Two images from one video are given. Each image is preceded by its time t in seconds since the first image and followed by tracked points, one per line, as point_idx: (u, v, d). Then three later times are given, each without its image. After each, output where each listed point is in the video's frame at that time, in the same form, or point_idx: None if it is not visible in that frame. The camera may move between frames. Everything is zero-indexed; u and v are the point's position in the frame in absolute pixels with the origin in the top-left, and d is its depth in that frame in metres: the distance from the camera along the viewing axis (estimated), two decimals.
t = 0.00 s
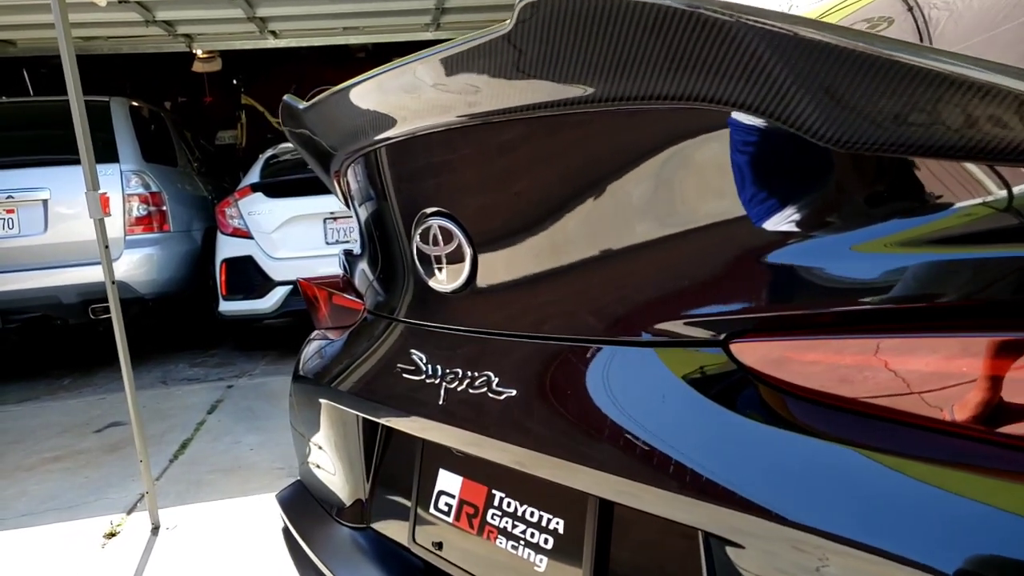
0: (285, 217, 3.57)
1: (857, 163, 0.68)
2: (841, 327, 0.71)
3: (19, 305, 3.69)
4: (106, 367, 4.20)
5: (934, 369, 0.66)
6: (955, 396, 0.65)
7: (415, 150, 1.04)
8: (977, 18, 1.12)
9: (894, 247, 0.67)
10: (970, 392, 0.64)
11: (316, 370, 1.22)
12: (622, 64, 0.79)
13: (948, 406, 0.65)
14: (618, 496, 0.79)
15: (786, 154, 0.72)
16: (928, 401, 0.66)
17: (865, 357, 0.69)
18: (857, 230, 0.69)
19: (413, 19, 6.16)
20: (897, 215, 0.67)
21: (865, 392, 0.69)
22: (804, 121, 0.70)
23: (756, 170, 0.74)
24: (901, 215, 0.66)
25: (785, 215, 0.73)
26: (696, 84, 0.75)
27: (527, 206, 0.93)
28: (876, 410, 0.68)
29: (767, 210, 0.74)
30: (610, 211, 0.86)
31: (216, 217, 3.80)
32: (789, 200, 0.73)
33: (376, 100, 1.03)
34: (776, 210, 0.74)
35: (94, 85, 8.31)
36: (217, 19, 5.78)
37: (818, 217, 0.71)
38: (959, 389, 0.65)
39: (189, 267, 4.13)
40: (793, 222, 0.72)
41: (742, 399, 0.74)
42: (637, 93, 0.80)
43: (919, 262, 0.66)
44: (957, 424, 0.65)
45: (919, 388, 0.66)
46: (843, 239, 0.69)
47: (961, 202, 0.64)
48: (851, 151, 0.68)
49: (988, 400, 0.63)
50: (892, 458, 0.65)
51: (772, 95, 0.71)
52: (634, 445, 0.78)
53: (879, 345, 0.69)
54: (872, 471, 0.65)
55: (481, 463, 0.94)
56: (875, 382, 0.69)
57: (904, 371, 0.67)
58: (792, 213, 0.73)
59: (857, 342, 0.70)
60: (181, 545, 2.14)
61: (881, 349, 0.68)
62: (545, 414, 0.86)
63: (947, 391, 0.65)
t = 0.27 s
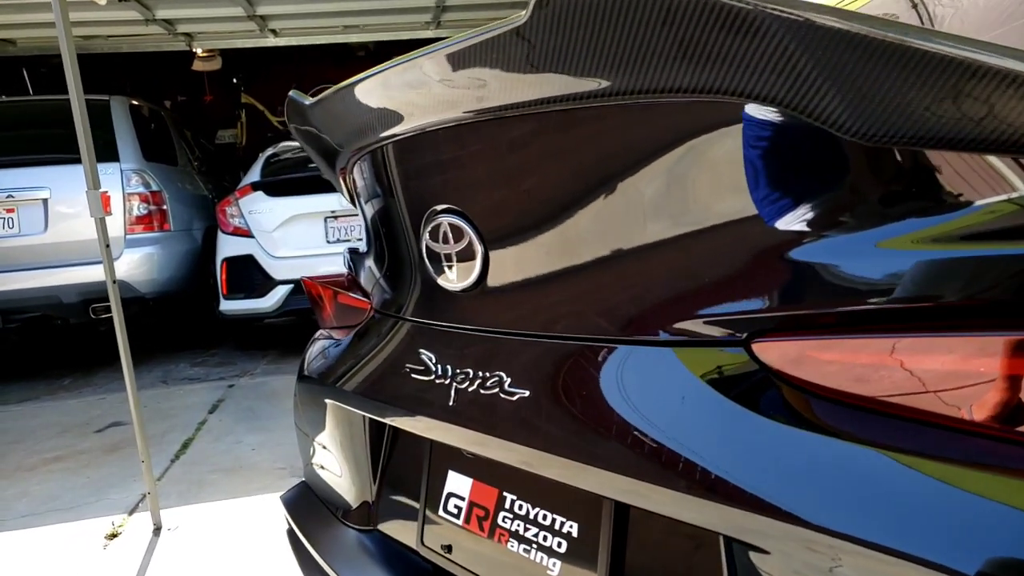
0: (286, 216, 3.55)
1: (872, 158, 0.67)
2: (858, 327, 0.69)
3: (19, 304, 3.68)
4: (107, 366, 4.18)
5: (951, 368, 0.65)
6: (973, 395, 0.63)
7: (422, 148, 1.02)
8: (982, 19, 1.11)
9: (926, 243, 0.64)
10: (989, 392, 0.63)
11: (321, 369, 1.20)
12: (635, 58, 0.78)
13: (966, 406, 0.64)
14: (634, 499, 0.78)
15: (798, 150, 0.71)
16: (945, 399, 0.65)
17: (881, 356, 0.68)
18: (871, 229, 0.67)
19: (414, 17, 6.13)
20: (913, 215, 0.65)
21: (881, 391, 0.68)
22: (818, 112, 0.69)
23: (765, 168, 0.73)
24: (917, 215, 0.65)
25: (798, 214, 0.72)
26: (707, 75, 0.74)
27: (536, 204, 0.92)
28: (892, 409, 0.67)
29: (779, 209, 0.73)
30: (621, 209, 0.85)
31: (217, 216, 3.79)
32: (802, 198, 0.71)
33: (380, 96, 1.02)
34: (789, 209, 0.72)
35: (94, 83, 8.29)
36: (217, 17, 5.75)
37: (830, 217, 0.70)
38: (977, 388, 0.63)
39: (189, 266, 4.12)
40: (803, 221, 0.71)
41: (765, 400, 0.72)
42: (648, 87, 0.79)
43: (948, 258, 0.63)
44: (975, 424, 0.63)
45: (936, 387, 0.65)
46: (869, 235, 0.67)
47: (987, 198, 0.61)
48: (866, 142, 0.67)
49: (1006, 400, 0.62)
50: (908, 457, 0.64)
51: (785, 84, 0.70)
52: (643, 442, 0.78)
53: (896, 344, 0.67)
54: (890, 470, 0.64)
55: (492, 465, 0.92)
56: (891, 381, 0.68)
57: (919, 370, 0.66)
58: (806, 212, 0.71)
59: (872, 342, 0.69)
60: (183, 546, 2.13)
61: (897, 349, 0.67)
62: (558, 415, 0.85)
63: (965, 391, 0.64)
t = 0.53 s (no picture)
0: (287, 215, 3.54)
1: (883, 159, 0.66)
2: (878, 327, 0.68)
3: (19, 304, 3.66)
4: (107, 366, 4.16)
5: (968, 368, 0.64)
6: (993, 394, 0.62)
7: (431, 144, 1.01)
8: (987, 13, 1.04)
9: (952, 239, 0.63)
10: (1010, 392, 0.61)
11: (326, 370, 1.19)
12: (649, 51, 0.76)
13: (985, 405, 0.63)
14: (652, 503, 0.76)
15: (813, 147, 0.70)
16: (962, 398, 0.64)
17: (897, 357, 0.67)
18: (886, 229, 0.66)
19: (415, 15, 6.10)
20: (927, 216, 0.65)
21: (898, 391, 0.67)
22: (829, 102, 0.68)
23: (776, 166, 0.73)
24: (933, 215, 0.64)
25: (810, 214, 0.71)
26: (717, 67, 0.73)
27: (547, 201, 0.90)
28: (912, 408, 0.66)
29: (793, 208, 0.72)
30: (633, 208, 0.83)
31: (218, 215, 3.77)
32: (817, 198, 0.71)
33: (386, 93, 1.00)
34: (802, 209, 0.72)
35: (94, 82, 8.27)
36: (217, 15, 5.73)
37: (844, 217, 0.69)
38: (996, 388, 0.62)
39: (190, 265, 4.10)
40: (817, 222, 0.71)
41: (791, 402, 0.70)
42: (662, 80, 0.77)
43: (978, 254, 0.62)
44: (995, 424, 0.62)
45: (952, 386, 0.64)
46: (896, 232, 0.66)
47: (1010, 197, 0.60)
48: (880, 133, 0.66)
49: None
50: (929, 456, 0.63)
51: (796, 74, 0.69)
52: (653, 440, 0.77)
53: (913, 344, 0.66)
54: (909, 469, 0.63)
55: (506, 467, 0.91)
56: (906, 380, 0.67)
57: (936, 370, 0.65)
58: (820, 211, 0.70)
59: (889, 342, 0.67)
60: (185, 547, 2.11)
61: (914, 349, 0.66)
62: (573, 417, 0.83)
63: (984, 391, 0.63)
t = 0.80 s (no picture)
0: (286, 214, 3.51)
1: (894, 160, 0.66)
2: (897, 328, 0.67)
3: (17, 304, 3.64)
4: (105, 366, 4.14)
5: (986, 368, 0.63)
6: (1011, 394, 0.61)
7: (438, 141, 0.99)
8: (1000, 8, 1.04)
9: (980, 238, 0.62)
10: None
11: (330, 371, 1.17)
12: (661, 44, 0.75)
13: (1003, 404, 0.62)
14: (669, 507, 0.75)
15: (827, 142, 0.70)
16: (978, 398, 0.63)
17: (912, 357, 0.66)
18: (900, 230, 0.66)
19: (414, 13, 6.08)
20: (942, 217, 0.64)
21: (916, 391, 0.66)
22: (836, 90, 0.67)
23: (787, 164, 0.72)
24: (946, 216, 0.64)
25: (819, 218, 0.71)
26: (727, 58, 0.71)
27: (558, 199, 0.89)
28: (929, 407, 0.65)
29: (805, 209, 0.71)
30: (646, 206, 0.82)
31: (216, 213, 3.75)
32: (829, 198, 0.70)
33: (390, 89, 0.99)
34: (814, 209, 0.71)
35: (91, 80, 8.23)
36: (215, 13, 5.70)
37: (856, 218, 0.69)
38: (1014, 387, 0.61)
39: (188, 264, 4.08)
40: (826, 223, 0.70)
41: (816, 404, 0.69)
42: (674, 73, 0.76)
43: (1002, 253, 0.61)
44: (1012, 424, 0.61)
45: (969, 386, 0.63)
46: (922, 230, 0.65)
47: None
48: (889, 122, 0.65)
49: None
50: (950, 458, 0.61)
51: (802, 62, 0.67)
52: (659, 437, 0.76)
53: (929, 345, 0.66)
54: (929, 469, 0.62)
55: (516, 470, 0.89)
56: (922, 381, 0.66)
57: (953, 370, 0.64)
58: (833, 212, 0.70)
59: (905, 342, 0.67)
60: (186, 549, 2.09)
61: (929, 350, 0.65)
62: (587, 419, 0.82)
63: (1003, 391, 0.62)
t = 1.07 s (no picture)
0: (284, 213, 3.49)
1: (909, 164, 0.65)
2: (913, 328, 0.67)
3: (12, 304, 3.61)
4: (103, 367, 4.11)
5: (1001, 369, 0.62)
6: None
7: (444, 139, 0.97)
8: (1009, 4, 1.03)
9: (1015, 235, 0.62)
10: None
11: (332, 372, 1.15)
12: (673, 38, 0.73)
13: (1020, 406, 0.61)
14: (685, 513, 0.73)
15: (839, 138, 0.69)
16: (994, 398, 0.62)
17: (928, 358, 0.65)
18: (913, 232, 0.65)
19: (412, 11, 6.05)
20: (957, 219, 0.64)
21: (932, 391, 0.65)
22: (858, 81, 0.65)
23: (799, 163, 0.71)
24: (962, 218, 0.64)
25: (830, 220, 0.70)
26: (745, 50, 0.70)
27: (567, 198, 0.87)
28: (945, 408, 0.64)
29: (815, 211, 0.71)
30: (656, 205, 0.81)
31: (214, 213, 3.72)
32: (843, 199, 0.69)
33: (395, 86, 0.97)
34: (825, 212, 0.70)
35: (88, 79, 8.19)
36: (212, 11, 5.67)
37: (867, 221, 0.68)
38: None
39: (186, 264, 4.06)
40: (836, 226, 0.70)
41: (843, 408, 0.67)
42: (686, 67, 0.74)
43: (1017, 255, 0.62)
44: None
45: (984, 387, 0.63)
46: (947, 229, 0.64)
47: None
48: (910, 111, 0.64)
49: None
50: (975, 460, 0.60)
51: (818, 53, 0.66)
52: (664, 435, 0.75)
53: (944, 346, 0.65)
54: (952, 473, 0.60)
55: (527, 474, 0.88)
56: (937, 382, 0.65)
57: (968, 371, 0.64)
58: (843, 213, 0.69)
59: (920, 343, 0.66)
60: (185, 551, 2.07)
61: (946, 351, 0.65)
62: (600, 423, 0.80)
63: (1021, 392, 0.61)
